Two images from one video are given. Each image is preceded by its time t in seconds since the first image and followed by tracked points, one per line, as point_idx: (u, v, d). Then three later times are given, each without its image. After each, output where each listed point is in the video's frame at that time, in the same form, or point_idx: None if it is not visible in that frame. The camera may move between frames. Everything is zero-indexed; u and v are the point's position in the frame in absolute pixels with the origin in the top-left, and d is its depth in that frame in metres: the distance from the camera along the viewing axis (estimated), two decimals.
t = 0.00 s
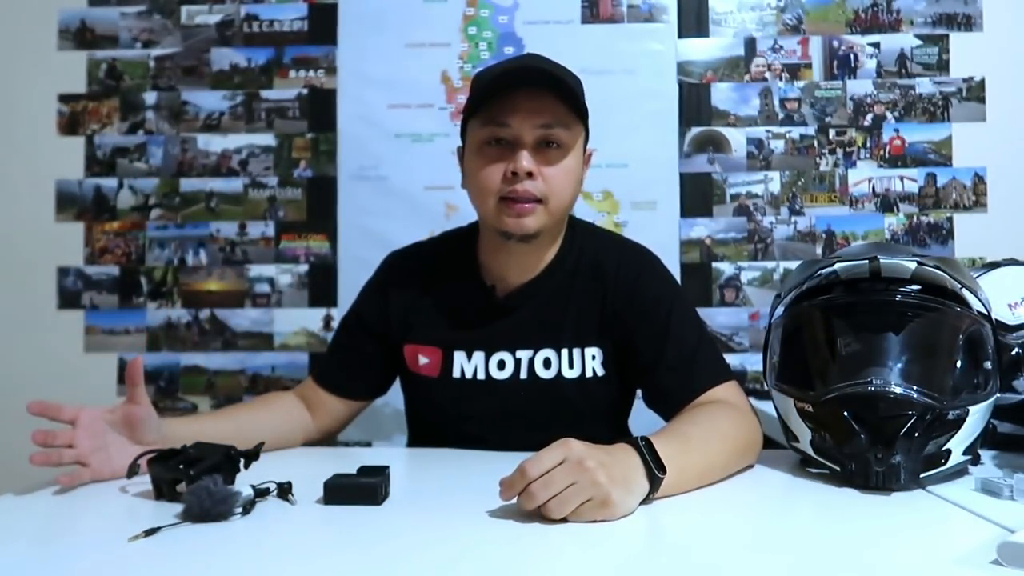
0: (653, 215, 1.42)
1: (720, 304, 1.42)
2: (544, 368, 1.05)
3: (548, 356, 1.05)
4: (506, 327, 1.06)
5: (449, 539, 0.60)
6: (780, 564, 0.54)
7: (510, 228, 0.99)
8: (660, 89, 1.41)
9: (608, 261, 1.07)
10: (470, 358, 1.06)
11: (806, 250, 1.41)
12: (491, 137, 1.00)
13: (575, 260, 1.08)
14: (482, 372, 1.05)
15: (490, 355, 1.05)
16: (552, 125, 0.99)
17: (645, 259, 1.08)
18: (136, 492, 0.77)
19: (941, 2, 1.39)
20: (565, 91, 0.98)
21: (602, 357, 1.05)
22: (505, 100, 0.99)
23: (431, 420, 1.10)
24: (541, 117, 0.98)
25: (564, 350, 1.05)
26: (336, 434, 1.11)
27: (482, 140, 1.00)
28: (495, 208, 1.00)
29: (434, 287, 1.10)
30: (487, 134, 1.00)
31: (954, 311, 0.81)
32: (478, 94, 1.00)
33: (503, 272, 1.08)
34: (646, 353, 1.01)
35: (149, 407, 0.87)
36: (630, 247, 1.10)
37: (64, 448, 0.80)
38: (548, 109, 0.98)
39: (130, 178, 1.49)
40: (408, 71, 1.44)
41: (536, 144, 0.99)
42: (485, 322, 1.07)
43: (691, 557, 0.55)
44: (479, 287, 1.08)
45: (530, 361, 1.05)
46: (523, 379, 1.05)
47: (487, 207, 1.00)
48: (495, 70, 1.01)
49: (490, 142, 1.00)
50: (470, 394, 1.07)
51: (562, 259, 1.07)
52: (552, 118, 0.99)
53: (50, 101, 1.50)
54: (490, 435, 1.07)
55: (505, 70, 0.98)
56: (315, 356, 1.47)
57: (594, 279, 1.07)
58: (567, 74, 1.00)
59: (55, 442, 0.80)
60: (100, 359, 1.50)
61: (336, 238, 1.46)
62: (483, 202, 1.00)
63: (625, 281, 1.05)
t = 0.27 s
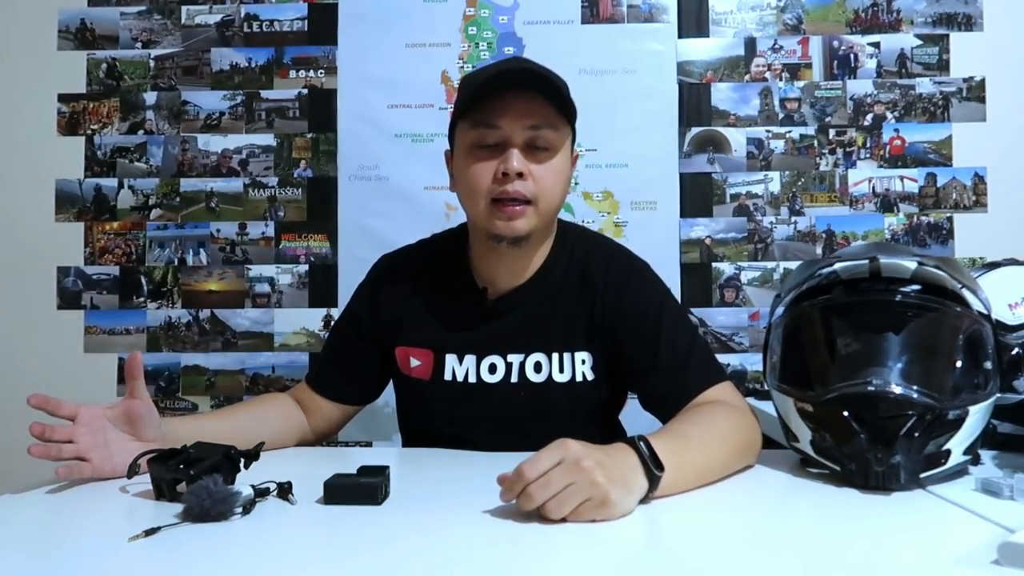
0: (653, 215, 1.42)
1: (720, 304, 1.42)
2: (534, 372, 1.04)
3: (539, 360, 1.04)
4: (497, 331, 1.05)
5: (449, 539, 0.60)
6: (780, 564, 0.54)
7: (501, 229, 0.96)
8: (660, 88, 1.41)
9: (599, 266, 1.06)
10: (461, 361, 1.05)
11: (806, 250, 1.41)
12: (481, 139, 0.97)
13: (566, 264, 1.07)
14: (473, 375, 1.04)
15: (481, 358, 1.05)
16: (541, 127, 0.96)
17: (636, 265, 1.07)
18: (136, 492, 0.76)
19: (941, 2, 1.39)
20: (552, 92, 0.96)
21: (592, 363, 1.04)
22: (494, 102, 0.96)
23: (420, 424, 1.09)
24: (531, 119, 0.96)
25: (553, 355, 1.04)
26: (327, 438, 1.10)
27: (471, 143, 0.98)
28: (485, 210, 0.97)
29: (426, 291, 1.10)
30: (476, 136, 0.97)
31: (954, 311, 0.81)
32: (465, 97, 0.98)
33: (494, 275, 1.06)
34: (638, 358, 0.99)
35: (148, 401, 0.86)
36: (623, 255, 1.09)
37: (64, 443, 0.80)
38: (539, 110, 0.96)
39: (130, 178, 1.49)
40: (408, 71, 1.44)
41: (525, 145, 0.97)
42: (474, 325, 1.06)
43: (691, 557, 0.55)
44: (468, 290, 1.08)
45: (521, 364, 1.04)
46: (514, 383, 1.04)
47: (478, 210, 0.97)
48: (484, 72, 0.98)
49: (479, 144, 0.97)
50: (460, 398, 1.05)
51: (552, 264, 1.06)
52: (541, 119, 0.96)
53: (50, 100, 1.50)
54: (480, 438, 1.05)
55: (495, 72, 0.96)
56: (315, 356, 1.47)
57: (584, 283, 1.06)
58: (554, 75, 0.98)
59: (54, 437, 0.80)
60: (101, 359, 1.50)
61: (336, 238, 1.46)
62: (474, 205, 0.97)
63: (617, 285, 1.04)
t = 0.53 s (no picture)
0: (653, 215, 1.42)
1: (720, 304, 1.42)
2: (545, 373, 1.03)
3: (548, 361, 1.04)
4: (506, 334, 1.04)
5: (449, 539, 0.60)
6: (780, 564, 0.54)
7: (504, 230, 0.96)
8: (660, 88, 1.41)
9: (601, 263, 1.06)
10: (472, 367, 1.04)
11: (807, 251, 1.41)
12: (478, 142, 0.97)
13: (567, 263, 1.07)
14: (485, 380, 1.04)
15: (491, 363, 1.04)
16: (538, 126, 0.96)
17: (638, 259, 1.07)
18: (136, 492, 0.76)
19: (941, 2, 1.39)
20: (547, 92, 0.97)
21: (601, 359, 1.04)
22: (490, 104, 0.96)
23: (434, 430, 1.08)
24: (527, 119, 0.96)
25: (561, 355, 1.04)
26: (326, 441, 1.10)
27: (469, 145, 0.97)
28: (487, 212, 0.96)
29: (429, 297, 1.09)
30: (474, 139, 0.97)
31: (954, 311, 0.81)
32: (461, 99, 0.98)
33: (495, 279, 1.06)
34: (643, 355, 0.99)
35: (145, 397, 0.86)
36: (623, 248, 1.09)
37: (60, 440, 0.80)
38: (534, 110, 0.96)
39: (130, 178, 1.49)
40: (408, 71, 1.44)
41: (524, 145, 0.97)
42: (481, 329, 1.05)
43: (691, 557, 0.55)
44: (472, 296, 1.07)
45: (531, 366, 1.03)
46: (525, 385, 1.03)
47: (479, 212, 0.97)
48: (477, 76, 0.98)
49: (477, 146, 0.97)
50: (472, 403, 1.05)
51: (553, 266, 1.06)
52: (538, 119, 0.96)
53: (50, 100, 1.50)
54: (498, 440, 1.05)
55: (488, 74, 0.96)
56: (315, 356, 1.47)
57: (587, 281, 1.06)
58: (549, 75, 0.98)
59: (51, 433, 0.80)
60: (100, 359, 1.50)
61: (336, 238, 1.46)
62: (475, 206, 0.97)
63: (619, 282, 1.04)
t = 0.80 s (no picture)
0: (653, 215, 1.42)
1: (720, 304, 1.42)
2: (545, 373, 1.03)
3: (549, 360, 1.04)
4: (506, 335, 1.04)
5: (449, 539, 0.60)
6: (780, 564, 0.54)
7: (504, 232, 0.96)
8: (660, 88, 1.41)
9: (602, 263, 1.06)
10: (472, 367, 1.04)
11: (807, 251, 1.41)
12: (477, 144, 0.97)
13: (568, 263, 1.07)
14: (485, 380, 1.04)
15: (492, 363, 1.04)
16: (537, 129, 0.96)
17: (639, 259, 1.07)
18: (136, 492, 0.76)
19: (941, 2, 1.39)
20: (545, 94, 0.96)
21: (601, 358, 1.04)
22: (489, 106, 0.96)
23: (435, 430, 1.08)
24: (526, 121, 0.96)
25: (562, 355, 1.04)
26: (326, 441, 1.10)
27: (468, 148, 0.97)
28: (486, 214, 0.96)
29: (430, 297, 1.10)
30: (472, 142, 0.97)
31: (954, 311, 0.81)
32: (459, 102, 0.98)
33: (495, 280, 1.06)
34: (643, 354, 0.99)
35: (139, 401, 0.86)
36: (624, 247, 1.09)
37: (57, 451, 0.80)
38: (533, 112, 0.96)
39: (130, 178, 1.49)
40: (408, 71, 1.44)
41: (523, 148, 0.96)
42: (481, 329, 1.05)
43: (690, 558, 0.55)
44: (473, 296, 1.07)
45: (532, 366, 1.04)
46: (526, 386, 1.03)
47: (478, 215, 0.97)
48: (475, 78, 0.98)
49: (476, 149, 0.97)
50: (473, 403, 1.05)
51: (554, 267, 1.06)
52: (536, 122, 0.96)
53: (50, 100, 1.50)
54: (499, 439, 1.05)
55: (487, 78, 0.96)
56: (315, 356, 1.47)
57: (587, 281, 1.06)
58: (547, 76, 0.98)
59: (46, 446, 0.80)
60: (100, 359, 1.50)
61: (336, 238, 1.46)
62: (474, 209, 0.97)
63: (619, 282, 1.04)
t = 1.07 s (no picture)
0: (653, 215, 1.42)
1: (720, 304, 1.42)
2: (547, 372, 1.03)
3: (551, 359, 1.03)
4: (509, 334, 1.04)
5: (449, 539, 0.60)
6: (780, 564, 0.54)
7: (507, 228, 0.96)
8: (660, 88, 1.41)
9: (603, 263, 1.06)
10: (475, 366, 1.04)
11: (806, 251, 1.41)
12: (480, 143, 0.98)
13: (569, 263, 1.07)
14: (488, 379, 1.04)
15: (494, 362, 1.04)
16: (540, 126, 0.97)
17: (640, 259, 1.07)
18: (136, 492, 0.76)
19: (941, 2, 1.39)
20: (548, 92, 0.98)
21: (603, 357, 1.04)
22: (493, 104, 0.97)
23: (438, 429, 1.08)
24: (528, 119, 0.97)
25: (564, 354, 1.03)
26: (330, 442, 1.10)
27: (473, 145, 0.98)
28: (490, 210, 0.96)
29: (433, 296, 1.09)
30: (477, 139, 0.98)
31: (954, 311, 0.81)
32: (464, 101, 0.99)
33: (498, 278, 1.06)
34: (643, 353, 0.99)
35: (147, 396, 0.87)
36: (625, 248, 1.09)
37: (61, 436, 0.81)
38: (535, 110, 0.97)
39: (130, 178, 1.49)
40: (408, 71, 1.44)
41: (526, 145, 0.97)
42: (484, 328, 1.05)
43: (690, 558, 0.55)
44: (476, 295, 1.07)
45: (534, 365, 1.03)
46: (528, 385, 1.03)
47: (482, 210, 0.97)
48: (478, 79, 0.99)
49: (481, 146, 0.98)
50: (475, 403, 1.04)
51: (556, 267, 1.06)
52: (539, 119, 0.97)
53: (51, 100, 1.50)
54: (502, 439, 1.05)
55: (489, 77, 0.97)
56: (315, 356, 1.47)
57: (589, 281, 1.06)
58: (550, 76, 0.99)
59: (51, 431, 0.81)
60: (101, 359, 1.50)
61: (336, 238, 1.46)
62: (478, 205, 0.97)
63: (620, 282, 1.04)
